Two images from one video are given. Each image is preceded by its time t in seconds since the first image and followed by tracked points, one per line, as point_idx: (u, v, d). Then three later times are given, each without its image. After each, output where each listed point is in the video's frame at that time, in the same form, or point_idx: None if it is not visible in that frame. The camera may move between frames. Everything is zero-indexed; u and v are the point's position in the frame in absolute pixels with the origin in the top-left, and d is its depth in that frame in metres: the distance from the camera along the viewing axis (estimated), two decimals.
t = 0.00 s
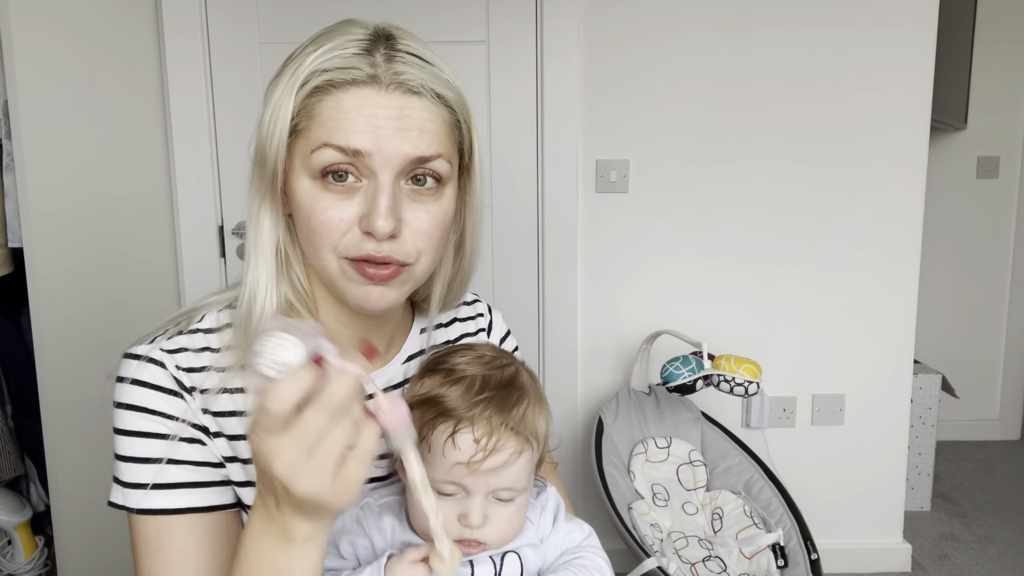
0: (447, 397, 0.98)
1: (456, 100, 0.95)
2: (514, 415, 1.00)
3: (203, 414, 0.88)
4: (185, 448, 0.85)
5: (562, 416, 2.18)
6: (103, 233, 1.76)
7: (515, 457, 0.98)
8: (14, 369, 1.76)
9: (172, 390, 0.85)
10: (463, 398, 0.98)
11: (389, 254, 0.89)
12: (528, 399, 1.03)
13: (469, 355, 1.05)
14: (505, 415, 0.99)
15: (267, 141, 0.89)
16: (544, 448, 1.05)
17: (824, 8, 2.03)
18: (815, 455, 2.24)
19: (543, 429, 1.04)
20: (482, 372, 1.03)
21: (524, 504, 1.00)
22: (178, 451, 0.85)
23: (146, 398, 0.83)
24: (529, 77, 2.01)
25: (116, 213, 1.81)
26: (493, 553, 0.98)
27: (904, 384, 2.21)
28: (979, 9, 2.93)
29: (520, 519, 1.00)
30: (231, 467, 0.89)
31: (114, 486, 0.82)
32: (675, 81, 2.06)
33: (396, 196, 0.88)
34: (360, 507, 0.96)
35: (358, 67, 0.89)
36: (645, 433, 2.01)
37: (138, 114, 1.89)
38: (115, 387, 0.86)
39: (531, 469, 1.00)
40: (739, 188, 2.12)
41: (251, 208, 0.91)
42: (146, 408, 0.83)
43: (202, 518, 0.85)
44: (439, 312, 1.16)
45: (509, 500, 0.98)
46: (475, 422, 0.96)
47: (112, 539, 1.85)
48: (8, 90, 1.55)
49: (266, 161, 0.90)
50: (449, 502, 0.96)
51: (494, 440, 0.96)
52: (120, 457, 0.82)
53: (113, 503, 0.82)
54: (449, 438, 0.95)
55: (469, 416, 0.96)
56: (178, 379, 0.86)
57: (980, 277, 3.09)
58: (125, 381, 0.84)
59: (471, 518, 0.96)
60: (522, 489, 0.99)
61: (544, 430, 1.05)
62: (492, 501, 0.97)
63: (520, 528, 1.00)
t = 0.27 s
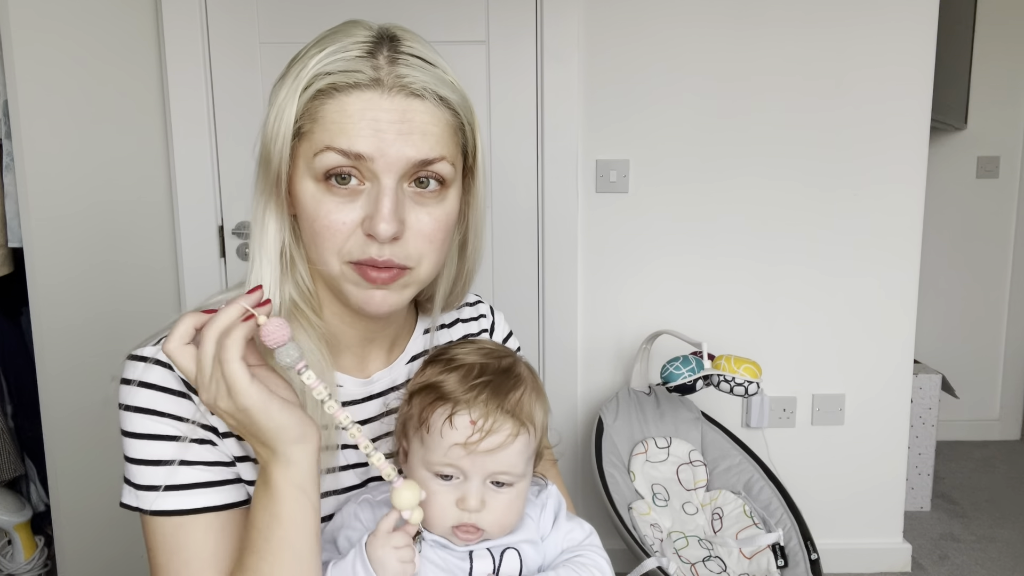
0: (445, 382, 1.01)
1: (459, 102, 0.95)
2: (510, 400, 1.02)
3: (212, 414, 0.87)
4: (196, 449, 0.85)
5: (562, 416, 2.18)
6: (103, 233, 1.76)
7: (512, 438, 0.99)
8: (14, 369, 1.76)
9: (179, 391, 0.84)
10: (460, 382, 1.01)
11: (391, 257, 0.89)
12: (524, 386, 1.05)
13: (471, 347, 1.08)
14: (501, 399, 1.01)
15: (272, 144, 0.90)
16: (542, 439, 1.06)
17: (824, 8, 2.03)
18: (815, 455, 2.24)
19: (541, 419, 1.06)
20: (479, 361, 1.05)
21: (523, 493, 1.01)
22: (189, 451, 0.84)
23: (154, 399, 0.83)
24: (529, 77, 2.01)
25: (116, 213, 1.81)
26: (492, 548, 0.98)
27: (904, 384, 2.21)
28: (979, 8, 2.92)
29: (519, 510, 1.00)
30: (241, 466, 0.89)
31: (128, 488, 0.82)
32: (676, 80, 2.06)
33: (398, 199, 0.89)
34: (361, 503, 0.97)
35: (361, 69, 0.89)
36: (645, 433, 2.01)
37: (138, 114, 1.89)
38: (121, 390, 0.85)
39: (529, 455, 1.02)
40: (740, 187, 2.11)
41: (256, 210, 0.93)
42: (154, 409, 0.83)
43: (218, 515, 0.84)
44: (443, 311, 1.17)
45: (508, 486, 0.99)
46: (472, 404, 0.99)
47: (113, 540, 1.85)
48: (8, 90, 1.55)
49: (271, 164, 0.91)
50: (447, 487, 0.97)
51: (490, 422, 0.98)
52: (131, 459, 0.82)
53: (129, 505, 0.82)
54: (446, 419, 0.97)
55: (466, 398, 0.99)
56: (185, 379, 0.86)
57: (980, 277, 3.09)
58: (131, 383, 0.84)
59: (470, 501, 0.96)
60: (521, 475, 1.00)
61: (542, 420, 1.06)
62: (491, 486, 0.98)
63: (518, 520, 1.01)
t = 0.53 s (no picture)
0: (449, 372, 1.02)
1: (459, 100, 0.95)
2: (511, 391, 1.02)
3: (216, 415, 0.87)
4: (200, 449, 0.84)
5: (562, 416, 2.18)
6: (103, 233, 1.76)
7: (510, 428, 1.00)
8: (14, 369, 1.76)
9: (183, 392, 0.84)
10: (464, 373, 1.02)
11: (391, 254, 0.89)
12: (526, 380, 1.05)
13: (482, 345, 1.10)
14: (502, 391, 1.02)
15: (273, 143, 0.90)
16: (544, 436, 1.06)
17: (825, 8, 2.03)
18: (815, 455, 2.24)
19: (542, 416, 1.05)
20: (487, 357, 1.07)
21: (521, 488, 1.00)
22: (193, 451, 0.84)
23: (158, 400, 0.83)
24: (529, 78, 2.01)
25: (117, 213, 1.81)
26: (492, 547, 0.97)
27: (904, 384, 2.22)
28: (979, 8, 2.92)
29: (517, 506, 1.00)
30: (246, 466, 0.88)
31: (133, 488, 0.82)
32: (676, 80, 2.05)
33: (397, 197, 0.88)
34: (364, 502, 0.97)
35: (360, 67, 0.89)
36: (645, 433, 2.01)
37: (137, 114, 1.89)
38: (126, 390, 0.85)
39: (528, 448, 1.01)
40: (740, 187, 2.11)
41: (259, 209, 0.93)
42: (158, 410, 0.82)
43: (223, 515, 0.84)
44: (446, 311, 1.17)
45: (507, 479, 0.99)
46: (473, 394, 1.00)
47: (113, 540, 1.85)
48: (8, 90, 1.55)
49: (273, 163, 0.91)
50: (445, 476, 0.98)
51: (489, 411, 0.99)
52: (135, 459, 0.82)
53: (134, 505, 0.82)
54: (446, 406, 0.98)
55: (468, 388, 1.00)
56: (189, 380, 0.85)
57: (979, 277, 3.09)
58: (136, 383, 0.84)
59: (466, 490, 0.96)
60: (519, 468, 1.00)
61: (543, 417, 1.06)
62: (488, 477, 0.98)
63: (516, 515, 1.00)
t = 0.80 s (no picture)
0: (427, 372, 1.02)
1: (464, 101, 0.95)
2: (486, 386, 1.01)
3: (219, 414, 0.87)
4: (202, 448, 0.84)
5: (562, 416, 2.18)
6: (103, 233, 1.76)
7: (486, 424, 0.99)
8: (14, 369, 1.76)
9: (186, 391, 0.84)
10: (442, 371, 1.02)
11: (394, 255, 0.89)
12: (504, 373, 1.04)
13: (469, 342, 1.10)
14: (478, 386, 1.01)
15: (277, 142, 0.90)
16: (529, 426, 1.05)
17: (825, 8, 2.03)
18: (815, 455, 2.24)
19: (523, 407, 1.04)
20: (471, 352, 1.06)
21: (506, 481, 1.00)
22: (195, 451, 0.84)
23: (160, 399, 0.83)
24: (529, 78, 2.01)
25: (116, 213, 1.81)
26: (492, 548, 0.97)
27: (904, 384, 2.22)
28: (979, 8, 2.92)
29: (507, 499, 1.00)
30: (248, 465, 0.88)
31: (134, 487, 0.82)
32: (676, 80, 2.05)
33: (401, 197, 0.89)
34: (364, 502, 0.97)
35: (365, 67, 0.89)
36: (645, 433, 2.01)
37: (137, 115, 1.89)
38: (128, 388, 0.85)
39: (509, 441, 1.01)
40: (740, 187, 2.11)
41: (263, 208, 0.93)
42: (160, 409, 0.83)
43: (225, 514, 0.84)
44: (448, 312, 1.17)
45: (490, 473, 0.99)
46: (448, 392, 0.99)
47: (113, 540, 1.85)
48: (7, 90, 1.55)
49: (277, 163, 0.91)
50: (430, 476, 0.98)
51: (463, 408, 0.99)
52: (137, 457, 0.82)
53: (136, 503, 0.82)
54: (422, 407, 0.98)
55: (443, 386, 1.00)
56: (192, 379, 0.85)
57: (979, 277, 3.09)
58: (138, 382, 0.84)
59: (450, 488, 0.97)
60: (500, 461, 0.99)
61: (525, 409, 1.04)
62: (472, 474, 0.99)
63: (506, 508, 1.01)
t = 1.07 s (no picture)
0: (410, 375, 1.02)
1: (461, 97, 0.95)
2: (465, 383, 1.01)
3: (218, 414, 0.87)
4: (202, 446, 0.85)
5: (562, 416, 2.18)
6: (103, 233, 1.77)
7: (468, 421, 0.99)
8: (14, 369, 1.76)
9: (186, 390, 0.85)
10: (425, 374, 1.01)
11: (396, 252, 0.89)
12: (482, 369, 1.04)
13: (451, 342, 1.09)
14: (458, 385, 1.01)
15: (275, 144, 0.90)
16: (513, 417, 1.05)
17: (825, 8, 2.03)
18: (815, 455, 2.24)
19: (506, 400, 1.04)
20: (453, 350, 1.06)
21: (496, 475, 1.01)
22: (195, 449, 0.84)
23: (159, 397, 0.84)
24: (529, 78, 2.02)
25: (116, 213, 1.81)
26: (490, 547, 0.97)
27: (904, 384, 2.22)
28: (979, 8, 2.92)
29: (498, 493, 1.01)
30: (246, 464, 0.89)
31: (132, 487, 0.82)
32: (676, 80, 2.05)
33: (401, 194, 0.88)
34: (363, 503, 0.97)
35: (362, 66, 0.89)
36: (645, 433, 2.01)
37: (137, 115, 1.89)
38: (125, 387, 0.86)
39: (493, 436, 1.01)
40: (739, 187, 2.12)
41: (262, 213, 0.93)
42: (159, 407, 0.83)
43: (222, 513, 0.83)
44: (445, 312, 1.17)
45: (479, 470, 0.99)
46: (427, 394, 0.99)
47: (113, 539, 1.85)
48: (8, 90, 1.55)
49: (275, 165, 0.91)
50: (421, 479, 0.99)
51: (443, 408, 0.99)
52: (136, 457, 0.82)
53: (133, 503, 0.82)
54: (404, 411, 0.98)
55: (424, 389, 0.99)
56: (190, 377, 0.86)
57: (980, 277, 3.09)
58: (136, 381, 0.84)
59: (440, 488, 0.97)
60: (487, 456, 1.00)
61: (507, 403, 1.04)
62: (461, 472, 0.99)
63: (499, 502, 1.01)
